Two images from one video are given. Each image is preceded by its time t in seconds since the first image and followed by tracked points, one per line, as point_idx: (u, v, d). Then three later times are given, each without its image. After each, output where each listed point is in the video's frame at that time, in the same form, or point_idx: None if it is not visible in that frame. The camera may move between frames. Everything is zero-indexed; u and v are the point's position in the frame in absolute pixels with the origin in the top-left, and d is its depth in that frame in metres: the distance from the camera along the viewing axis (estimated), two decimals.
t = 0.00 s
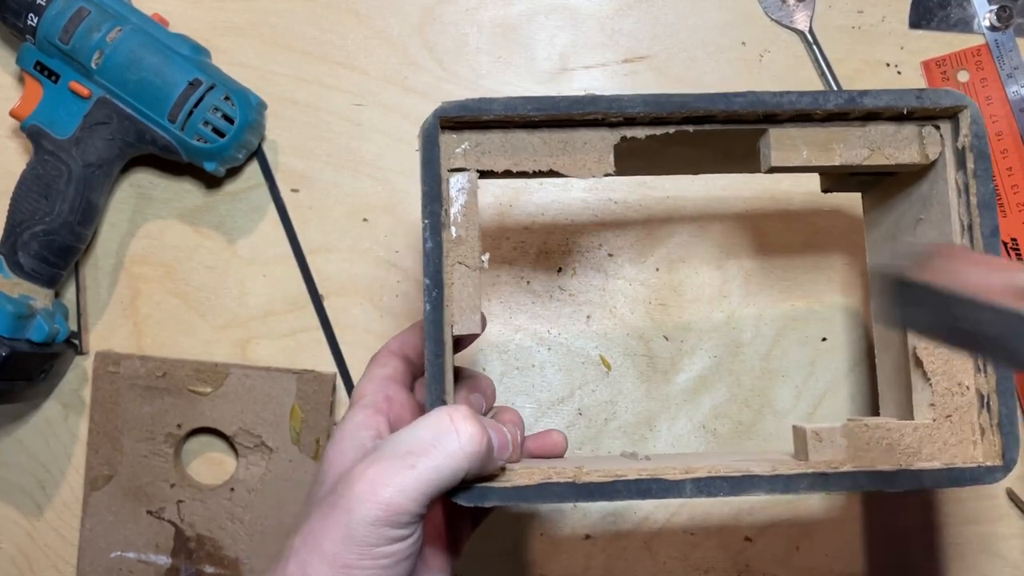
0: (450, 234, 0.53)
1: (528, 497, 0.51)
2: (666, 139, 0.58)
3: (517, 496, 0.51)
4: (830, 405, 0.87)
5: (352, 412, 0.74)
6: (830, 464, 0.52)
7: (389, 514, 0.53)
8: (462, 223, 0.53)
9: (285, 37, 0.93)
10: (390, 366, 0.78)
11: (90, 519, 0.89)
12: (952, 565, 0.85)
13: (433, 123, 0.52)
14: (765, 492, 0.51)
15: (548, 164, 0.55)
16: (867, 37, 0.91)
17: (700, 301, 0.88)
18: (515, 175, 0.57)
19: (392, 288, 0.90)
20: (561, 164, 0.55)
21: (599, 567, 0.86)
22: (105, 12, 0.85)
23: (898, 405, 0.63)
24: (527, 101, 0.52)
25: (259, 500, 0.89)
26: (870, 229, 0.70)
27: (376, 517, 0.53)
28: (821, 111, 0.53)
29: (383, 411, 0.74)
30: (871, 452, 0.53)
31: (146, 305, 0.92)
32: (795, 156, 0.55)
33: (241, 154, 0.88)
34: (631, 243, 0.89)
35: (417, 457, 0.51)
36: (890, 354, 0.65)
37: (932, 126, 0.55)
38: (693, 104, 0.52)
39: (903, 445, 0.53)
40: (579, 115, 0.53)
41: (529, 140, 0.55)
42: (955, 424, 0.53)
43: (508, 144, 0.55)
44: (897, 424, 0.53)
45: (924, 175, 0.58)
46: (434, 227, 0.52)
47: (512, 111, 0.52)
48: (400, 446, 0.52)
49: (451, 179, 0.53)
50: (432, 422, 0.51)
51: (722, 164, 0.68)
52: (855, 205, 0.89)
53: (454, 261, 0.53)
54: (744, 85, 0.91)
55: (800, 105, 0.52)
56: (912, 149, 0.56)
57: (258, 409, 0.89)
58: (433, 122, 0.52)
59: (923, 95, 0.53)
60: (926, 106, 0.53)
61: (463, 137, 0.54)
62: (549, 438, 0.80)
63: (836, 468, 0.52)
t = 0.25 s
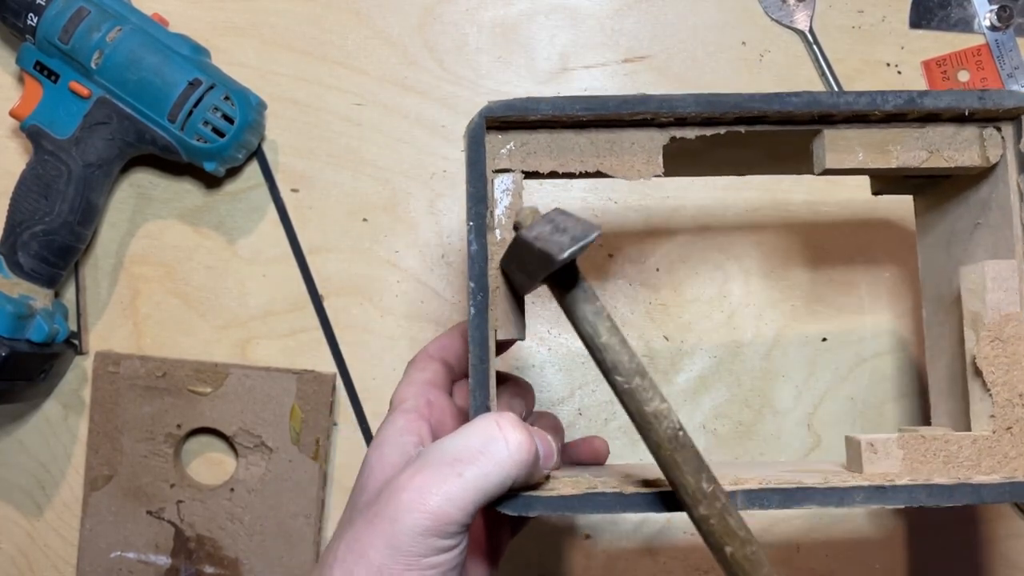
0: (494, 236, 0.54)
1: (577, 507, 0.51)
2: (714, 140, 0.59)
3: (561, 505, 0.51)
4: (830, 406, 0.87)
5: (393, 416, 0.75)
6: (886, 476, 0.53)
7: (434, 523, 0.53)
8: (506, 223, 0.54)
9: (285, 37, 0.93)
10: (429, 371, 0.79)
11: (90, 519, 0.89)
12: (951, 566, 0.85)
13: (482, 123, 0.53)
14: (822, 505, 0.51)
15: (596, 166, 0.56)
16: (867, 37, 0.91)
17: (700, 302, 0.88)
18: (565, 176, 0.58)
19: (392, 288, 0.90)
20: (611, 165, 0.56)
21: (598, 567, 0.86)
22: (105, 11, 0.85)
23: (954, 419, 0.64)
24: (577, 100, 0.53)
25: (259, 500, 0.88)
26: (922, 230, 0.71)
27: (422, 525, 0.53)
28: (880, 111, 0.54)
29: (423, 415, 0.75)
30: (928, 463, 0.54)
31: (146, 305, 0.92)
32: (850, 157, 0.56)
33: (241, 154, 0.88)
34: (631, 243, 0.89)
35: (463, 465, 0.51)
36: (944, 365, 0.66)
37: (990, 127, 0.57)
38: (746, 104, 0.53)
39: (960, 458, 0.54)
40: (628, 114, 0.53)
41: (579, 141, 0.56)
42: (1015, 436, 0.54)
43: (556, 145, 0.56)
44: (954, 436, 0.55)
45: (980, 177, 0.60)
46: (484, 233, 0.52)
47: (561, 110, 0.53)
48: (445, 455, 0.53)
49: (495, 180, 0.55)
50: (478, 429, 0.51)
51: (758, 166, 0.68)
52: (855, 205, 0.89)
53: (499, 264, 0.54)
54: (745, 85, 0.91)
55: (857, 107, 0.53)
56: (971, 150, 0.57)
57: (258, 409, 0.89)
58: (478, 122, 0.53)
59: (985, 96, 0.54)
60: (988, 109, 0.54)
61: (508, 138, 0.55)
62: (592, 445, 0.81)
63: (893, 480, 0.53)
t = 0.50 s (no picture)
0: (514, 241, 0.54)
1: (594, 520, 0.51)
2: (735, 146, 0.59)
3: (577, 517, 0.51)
4: (832, 406, 0.86)
5: (406, 419, 0.75)
6: (906, 487, 0.54)
7: (457, 537, 0.53)
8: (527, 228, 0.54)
9: (285, 37, 0.93)
10: (442, 372, 0.80)
11: (89, 520, 0.89)
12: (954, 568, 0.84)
13: (506, 123, 0.53)
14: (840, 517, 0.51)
15: (619, 170, 0.56)
16: (868, 36, 0.90)
17: (701, 302, 0.88)
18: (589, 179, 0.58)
19: (392, 288, 0.90)
20: (634, 170, 0.56)
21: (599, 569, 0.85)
22: (104, 11, 0.85)
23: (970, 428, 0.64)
24: (602, 102, 0.53)
25: (258, 501, 0.88)
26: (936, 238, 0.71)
27: (444, 539, 0.53)
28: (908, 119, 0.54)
29: (437, 420, 0.75)
30: (946, 475, 0.54)
31: (145, 305, 0.91)
32: (875, 164, 0.56)
33: (241, 153, 0.88)
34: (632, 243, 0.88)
35: (487, 479, 0.51)
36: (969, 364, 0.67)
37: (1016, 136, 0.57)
38: (773, 110, 0.53)
39: (979, 469, 0.54)
40: (653, 118, 0.53)
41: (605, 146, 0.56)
42: None
43: (579, 147, 0.55)
44: (974, 447, 0.55)
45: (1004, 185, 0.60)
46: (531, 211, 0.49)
47: (586, 113, 0.53)
48: (468, 468, 0.52)
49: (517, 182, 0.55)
50: (503, 441, 0.51)
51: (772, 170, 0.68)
52: (856, 206, 0.88)
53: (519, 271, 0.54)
54: (746, 85, 0.91)
55: (886, 114, 0.53)
56: (996, 159, 0.57)
57: (258, 409, 0.88)
58: (502, 123, 0.52)
59: (1013, 105, 0.54)
60: (1016, 118, 0.54)
61: (531, 139, 0.55)
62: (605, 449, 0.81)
63: (912, 492, 0.53)
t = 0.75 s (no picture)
0: (508, 231, 0.54)
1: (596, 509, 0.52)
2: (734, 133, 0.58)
3: (579, 506, 0.52)
4: (831, 406, 0.86)
5: (407, 413, 0.75)
6: (912, 472, 0.53)
7: (452, 526, 0.53)
8: (520, 219, 0.54)
9: (285, 37, 0.93)
10: (442, 367, 0.79)
11: (89, 520, 0.89)
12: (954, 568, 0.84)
13: (495, 113, 0.53)
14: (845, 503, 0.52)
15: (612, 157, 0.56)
16: (868, 36, 0.91)
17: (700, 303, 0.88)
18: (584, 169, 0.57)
19: (392, 288, 0.90)
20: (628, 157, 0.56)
21: (599, 569, 0.86)
22: (104, 11, 0.85)
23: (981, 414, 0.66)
24: (590, 90, 0.53)
25: (258, 501, 0.88)
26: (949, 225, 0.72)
27: (439, 528, 0.53)
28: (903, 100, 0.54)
29: (437, 412, 0.75)
30: (953, 460, 0.54)
31: (145, 305, 0.91)
32: (873, 145, 0.56)
33: (241, 154, 0.88)
34: (633, 244, 0.88)
35: (481, 466, 0.51)
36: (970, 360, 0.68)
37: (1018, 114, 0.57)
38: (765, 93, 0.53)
39: (986, 455, 0.54)
40: (644, 104, 0.53)
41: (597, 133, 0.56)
42: None
43: (570, 136, 0.56)
44: (980, 431, 0.55)
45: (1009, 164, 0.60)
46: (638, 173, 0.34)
47: (574, 101, 0.53)
48: (462, 456, 0.53)
49: (508, 172, 0.55)
50: (496, 429, 0.51)
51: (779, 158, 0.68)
52: (855, 206, 0.89)
53: (513, 260, 0.54)
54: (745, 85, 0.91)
55: (879, 94, 0.53)
56: (997, 138, 0.57)
57: (258, 409, 0.89)
58: (492, 113, 0.53)
59: (1012, 82, 0.54)
60: (1016, 94, 0.54)
61: (521, 129, 0.56)
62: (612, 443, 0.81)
63: (919, 476, 0.53)
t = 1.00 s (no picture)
0: (510, 226, 0.55)
1: (593, 504, 0.52)
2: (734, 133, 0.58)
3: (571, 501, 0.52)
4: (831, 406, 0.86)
5: (404, 408, 0.75)
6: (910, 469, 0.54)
7: (454, 521, 0.53)
8: (522, 214, 0.55)
9: (285, 37, 0.93)
10: (439, 363, 0.80)
11: (90, 520, 0.89)
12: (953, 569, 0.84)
13: (500, 108, 0.53)
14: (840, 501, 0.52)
15: (614, 154, 0.56)
16: (867, 37, 0.91)
17: (700, 302, 0.88)
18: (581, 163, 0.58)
19: (392, 288, 0.90)
20: (628, 153, 0.56)
21: (599, 569, 0.86)
22: (104, 11, 0.85)
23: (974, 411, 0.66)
24: (595, 87, 0.53)
25: (258, 501, 0.88)
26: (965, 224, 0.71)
27: (441, 523, 0.53)
28: (906, 100, 0.53)
29: (436, 408, 0.75)
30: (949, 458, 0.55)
31: (145, 305, 0.91)
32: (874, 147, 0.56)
33: (241, 154, 0.88)
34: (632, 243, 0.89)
35: (484, 460, 0.51)
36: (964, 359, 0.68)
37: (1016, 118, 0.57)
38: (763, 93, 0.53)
39: (981, 454, 0.55)
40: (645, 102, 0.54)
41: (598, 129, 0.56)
42: None
43: (574, 132, 0.56)
44: (976, 432, 0.56)
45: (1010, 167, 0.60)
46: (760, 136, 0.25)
47: (579, 98, 0.53)
48: (464, 451, 0.53)
49: (511, 168, 0.55)
50: (498, 424, 0.51)
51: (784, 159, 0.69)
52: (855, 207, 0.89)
53: (516, 255, 0.54)
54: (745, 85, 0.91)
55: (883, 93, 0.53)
56: (998, 140, 0.57)
57: (258, 409, 0.89)
58: (495, 109, 0.53)
59: (1011, 85, 0.54)
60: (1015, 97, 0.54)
61: (525, 125, 0.56)
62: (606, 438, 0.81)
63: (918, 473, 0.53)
